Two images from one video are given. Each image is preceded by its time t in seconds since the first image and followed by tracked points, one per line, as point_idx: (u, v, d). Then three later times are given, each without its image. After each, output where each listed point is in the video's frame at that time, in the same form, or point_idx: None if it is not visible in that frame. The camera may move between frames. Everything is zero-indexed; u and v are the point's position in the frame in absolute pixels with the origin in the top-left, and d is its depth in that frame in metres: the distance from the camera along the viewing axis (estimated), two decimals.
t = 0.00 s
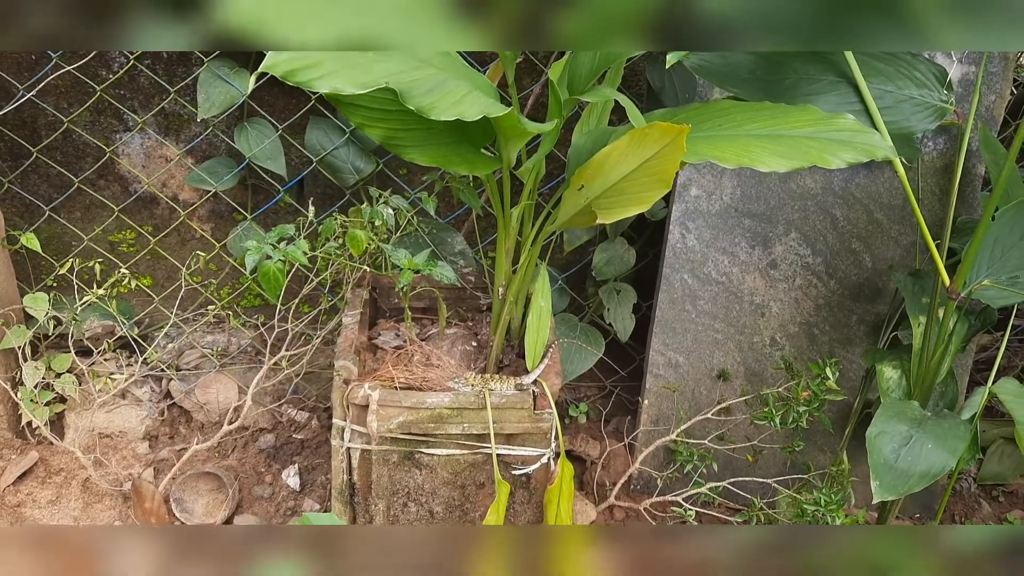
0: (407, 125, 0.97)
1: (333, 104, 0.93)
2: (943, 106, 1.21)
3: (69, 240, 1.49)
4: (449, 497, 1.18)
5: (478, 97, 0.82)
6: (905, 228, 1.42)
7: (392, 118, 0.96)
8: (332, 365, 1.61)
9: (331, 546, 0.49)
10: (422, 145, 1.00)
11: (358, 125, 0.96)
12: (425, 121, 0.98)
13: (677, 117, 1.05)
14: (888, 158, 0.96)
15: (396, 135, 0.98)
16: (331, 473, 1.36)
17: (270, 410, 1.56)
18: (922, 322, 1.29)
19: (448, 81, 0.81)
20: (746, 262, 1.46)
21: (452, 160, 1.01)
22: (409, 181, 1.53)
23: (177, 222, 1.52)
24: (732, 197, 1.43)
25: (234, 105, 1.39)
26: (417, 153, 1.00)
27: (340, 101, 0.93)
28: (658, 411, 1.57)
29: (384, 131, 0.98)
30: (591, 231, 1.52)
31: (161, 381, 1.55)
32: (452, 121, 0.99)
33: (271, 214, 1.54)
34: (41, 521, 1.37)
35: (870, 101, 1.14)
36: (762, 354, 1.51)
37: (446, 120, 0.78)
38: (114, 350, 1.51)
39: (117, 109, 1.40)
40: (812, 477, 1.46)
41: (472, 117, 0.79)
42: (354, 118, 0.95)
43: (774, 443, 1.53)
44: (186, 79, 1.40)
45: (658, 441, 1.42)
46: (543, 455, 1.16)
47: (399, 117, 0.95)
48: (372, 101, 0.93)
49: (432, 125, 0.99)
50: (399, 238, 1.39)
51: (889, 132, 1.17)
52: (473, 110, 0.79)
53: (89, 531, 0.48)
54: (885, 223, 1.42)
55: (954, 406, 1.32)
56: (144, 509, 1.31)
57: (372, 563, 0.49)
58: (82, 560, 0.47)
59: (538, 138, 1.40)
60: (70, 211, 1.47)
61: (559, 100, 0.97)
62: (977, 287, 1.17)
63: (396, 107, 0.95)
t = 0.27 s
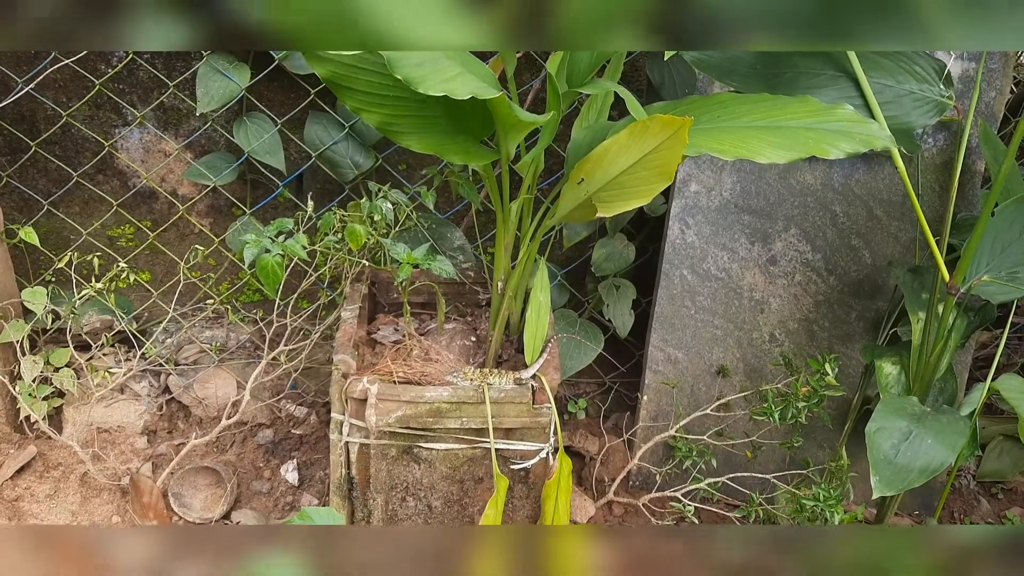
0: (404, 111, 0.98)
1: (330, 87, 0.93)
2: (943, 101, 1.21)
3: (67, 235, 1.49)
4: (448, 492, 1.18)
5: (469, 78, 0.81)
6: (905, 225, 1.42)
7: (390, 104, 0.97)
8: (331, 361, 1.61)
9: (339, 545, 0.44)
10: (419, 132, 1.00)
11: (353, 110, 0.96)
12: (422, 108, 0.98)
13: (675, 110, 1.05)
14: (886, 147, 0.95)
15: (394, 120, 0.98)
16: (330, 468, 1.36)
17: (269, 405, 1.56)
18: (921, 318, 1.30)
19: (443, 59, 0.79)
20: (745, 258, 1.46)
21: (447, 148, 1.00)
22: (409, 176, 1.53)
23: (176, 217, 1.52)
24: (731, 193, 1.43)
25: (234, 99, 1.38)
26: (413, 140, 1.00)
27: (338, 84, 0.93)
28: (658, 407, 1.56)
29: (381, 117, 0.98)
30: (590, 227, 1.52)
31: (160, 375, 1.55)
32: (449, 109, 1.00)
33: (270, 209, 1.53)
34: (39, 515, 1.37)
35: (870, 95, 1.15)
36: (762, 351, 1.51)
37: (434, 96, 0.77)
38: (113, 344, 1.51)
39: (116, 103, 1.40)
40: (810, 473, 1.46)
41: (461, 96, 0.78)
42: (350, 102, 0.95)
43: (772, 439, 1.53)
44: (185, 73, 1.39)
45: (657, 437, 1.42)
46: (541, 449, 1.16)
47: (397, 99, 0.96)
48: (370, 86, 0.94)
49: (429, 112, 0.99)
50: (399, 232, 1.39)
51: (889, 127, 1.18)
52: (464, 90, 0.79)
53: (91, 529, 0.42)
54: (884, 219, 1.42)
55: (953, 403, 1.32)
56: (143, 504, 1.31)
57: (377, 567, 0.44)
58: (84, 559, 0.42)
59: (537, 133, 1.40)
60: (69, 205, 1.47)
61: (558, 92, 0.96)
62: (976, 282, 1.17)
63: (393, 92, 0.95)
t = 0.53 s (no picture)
0: (405, 112, 0.98)
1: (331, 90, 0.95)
2: (945, 97, 1.20)
3: (69, 231, 1.49)
4: (449, 488, 1.18)
5: (473, 82, 0.81)
6: (906, 222, 1.42)
7: (390, 105, 0.97)
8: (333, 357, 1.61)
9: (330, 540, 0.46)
10: (419, 132, 1.00)
11: (354, 111, 0.98)
12: (422, 109, 0.99)
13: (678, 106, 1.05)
14: (890, 144, 0.95)
15: (394, 121, 0.99)
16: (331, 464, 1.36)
17: (270, 402, 1.56)
18: (923, 316, 1.29)
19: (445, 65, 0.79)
20: (746, 255, 1.46)
21: (448, 147, 1.01)
22: (410, 173, 1.53)
23: (177, 214, 1.52)
24: (733, 190, 1.43)
25: (235, 96, 1.38)
26: (414, 140, 1.00)
27: (339, 86, 0.94)
28: (659, 405, 1.56)
29: (382, 118, 0.99)
30: (591, 224, 1.52)
31: (161, 372, 1.55)
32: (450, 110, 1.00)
33: (271, 206, 1.53)
34: (40, 511, 1.37)
35: (872, 91, 1.15)
36: (763, 348, 1.51)
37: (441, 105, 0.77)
38: (114, 341, 1.51)
39: (118, 100, 1.40)
40: (811, 470, 1.46)
41: (467, 104, 0.78)
42: (350, 105, 0.97)
43: (774, 436, 1.53)
44: (187, 69, 1.39)
45: (658, 434, 1.42)
46: (542, 446, 1.16)
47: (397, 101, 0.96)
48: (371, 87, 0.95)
49: (430, 112, 0.99)
50: (400, 229, 1.39)
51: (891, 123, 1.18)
52: (468, 97, 0.78)
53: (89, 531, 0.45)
54: (886, 216, 1.42)
55: (954, 400, 1.32)
56: (144, 500, 1.31)
57: (373, 560, 0.46)
58: (82, 556, 0.45)
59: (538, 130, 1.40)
60: (70, 201, 1.47)
61: (559, 87, 0.96)
62: (978, 279, 1.17)
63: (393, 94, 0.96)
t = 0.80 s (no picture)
0: (396, 100, 0.98)
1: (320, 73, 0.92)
2: (945, 98, 1.20)
3: (69, 233, 1.49)
4: (450, 490, 1.18)
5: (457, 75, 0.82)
6: (907, 222, 1.42)
7: (383, 92, 0.96)
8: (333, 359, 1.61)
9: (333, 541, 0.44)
10: (411, 123, 0.99)
11: (342, 96, 0.96)
12: (415, 99, 0.98)
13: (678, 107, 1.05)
14: (890, 144, 0.95)
15: (385, 109, 0.98)
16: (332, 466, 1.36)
17: (270, 404, 1.56)
18: (924, 316, 1.29)
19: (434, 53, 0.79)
20: (747, 256, 1.46)
21: (441, 141, 1.00)
22: (410, 175, 1.53)
23: (177, 216, 1.52)
24: (733, 190, 1.43)
25: (235, 98, 1.39)
26: (404, 130, 0.99)
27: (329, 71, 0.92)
28: (659, 406, 1.56)
29: (372, 105, 0.97)
30: (592, 225, 1.52)
31: (162, 374, 1.55)
32: (442, 100, 1.00)
33: (271, 208, 1.53)
34: (41, 514, 1.37)
35: (872, 92, 1.15)
36: (764, 349, 1.50)
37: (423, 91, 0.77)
38: (114, 343, 1.51)
39: (117, 102, 1.40)
40: (812, 471, 1.46)
41: (445, 89, 0.79)
42: (339, 89, 0.95)
43: (774, 436, 1.53)
44: (187, 71, 1.39)
45: (659, 435, 1.42)
46: (543, 447, 1.16)
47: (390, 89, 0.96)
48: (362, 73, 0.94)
49: (422, 103, 0.99)
50: (400, 230, 1.39)
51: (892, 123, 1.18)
52: (447, 84, 0.79)
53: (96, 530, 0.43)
54: (886, 217, 1.42)
55: (955, 400, 1.32)
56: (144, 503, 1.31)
57: (375, 561, 0.45)
58: (86, 557, 0.42)
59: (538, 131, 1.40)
60: (70, 204, 1.47)
61: (558, 88, 0.96)
62: (979, 280, 1.17)
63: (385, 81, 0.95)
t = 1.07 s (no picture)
0: (413, 117, 0.98)
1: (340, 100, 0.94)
2: (946, 97, 1.20)
3: (70, 236, 1.49)
4: (452, 491, 1.18)
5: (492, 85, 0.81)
6: (907, 222, 1.42)
7: (398, 109, 0.97)
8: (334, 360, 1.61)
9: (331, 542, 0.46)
10: (428, 138, 0.99)
11: (362, 120, 0.97)
12: (429, 114, 0.99)
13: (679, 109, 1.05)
14: (890, 147, 0.95)
15: (402, 127, 0.98)
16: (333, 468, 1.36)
17: (272, 406, 1.56)
18: (925, 316, 1.29)
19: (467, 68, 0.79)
20: (747, 256, 1.46)
21: (458, 151, 1.00)
22: (411, 176, 1.53)
23: (178, 218, 1.52)
24: (734, 191, 1.43)
25: (236, 100, 1.38)
26: (423, 146, 0.99)
27: (346, 94, 0.93)
28: (661, 406, 1.56)
29: (391, 126, 0.98)
30: (593, 226, 1.52)
31: (163, 376, 1.55)
32: (455, 113, 1.00)
33: (272, 209, 1.53)
34: (43, 516, 1.37)
35: (874, 92, 1.14)
36: (764, 349, 1.51)
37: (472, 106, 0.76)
38: (115, 345, 1.51)
39: (118, 104, 1.40)
40: (814, 471, 1.46)
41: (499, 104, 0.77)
42: (359, 113, 0.96)
43: (776, 436, 1.53)
44: (187, 74, 1.39)
45: (660, 436, 1.42)
46: (546, 448, 1.16)
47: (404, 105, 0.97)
48: (379, 93, 0.95)
49: (436, 117, 1.00)
50: (401, 232, 1.39)
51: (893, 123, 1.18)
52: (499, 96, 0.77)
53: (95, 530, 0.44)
54: (886, 217, 1.42)
55: (956, 400, 1.32)
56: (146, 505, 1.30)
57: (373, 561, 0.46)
58: (84, 556, 0.44)
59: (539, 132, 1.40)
60: (71, 206, 1.47)
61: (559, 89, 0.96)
62: (980, 279, 1.17)
63: (400, 97, 0.97)
